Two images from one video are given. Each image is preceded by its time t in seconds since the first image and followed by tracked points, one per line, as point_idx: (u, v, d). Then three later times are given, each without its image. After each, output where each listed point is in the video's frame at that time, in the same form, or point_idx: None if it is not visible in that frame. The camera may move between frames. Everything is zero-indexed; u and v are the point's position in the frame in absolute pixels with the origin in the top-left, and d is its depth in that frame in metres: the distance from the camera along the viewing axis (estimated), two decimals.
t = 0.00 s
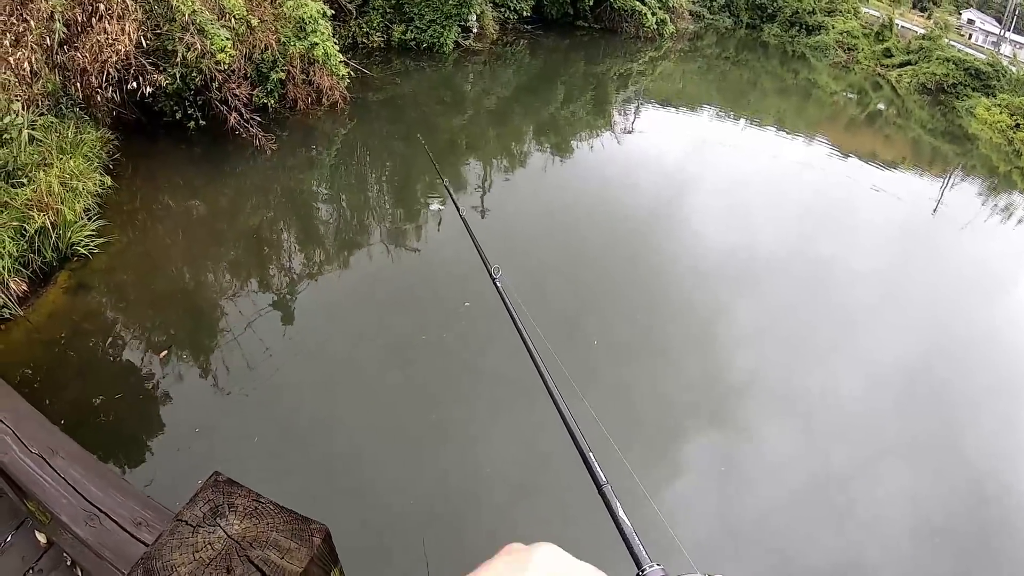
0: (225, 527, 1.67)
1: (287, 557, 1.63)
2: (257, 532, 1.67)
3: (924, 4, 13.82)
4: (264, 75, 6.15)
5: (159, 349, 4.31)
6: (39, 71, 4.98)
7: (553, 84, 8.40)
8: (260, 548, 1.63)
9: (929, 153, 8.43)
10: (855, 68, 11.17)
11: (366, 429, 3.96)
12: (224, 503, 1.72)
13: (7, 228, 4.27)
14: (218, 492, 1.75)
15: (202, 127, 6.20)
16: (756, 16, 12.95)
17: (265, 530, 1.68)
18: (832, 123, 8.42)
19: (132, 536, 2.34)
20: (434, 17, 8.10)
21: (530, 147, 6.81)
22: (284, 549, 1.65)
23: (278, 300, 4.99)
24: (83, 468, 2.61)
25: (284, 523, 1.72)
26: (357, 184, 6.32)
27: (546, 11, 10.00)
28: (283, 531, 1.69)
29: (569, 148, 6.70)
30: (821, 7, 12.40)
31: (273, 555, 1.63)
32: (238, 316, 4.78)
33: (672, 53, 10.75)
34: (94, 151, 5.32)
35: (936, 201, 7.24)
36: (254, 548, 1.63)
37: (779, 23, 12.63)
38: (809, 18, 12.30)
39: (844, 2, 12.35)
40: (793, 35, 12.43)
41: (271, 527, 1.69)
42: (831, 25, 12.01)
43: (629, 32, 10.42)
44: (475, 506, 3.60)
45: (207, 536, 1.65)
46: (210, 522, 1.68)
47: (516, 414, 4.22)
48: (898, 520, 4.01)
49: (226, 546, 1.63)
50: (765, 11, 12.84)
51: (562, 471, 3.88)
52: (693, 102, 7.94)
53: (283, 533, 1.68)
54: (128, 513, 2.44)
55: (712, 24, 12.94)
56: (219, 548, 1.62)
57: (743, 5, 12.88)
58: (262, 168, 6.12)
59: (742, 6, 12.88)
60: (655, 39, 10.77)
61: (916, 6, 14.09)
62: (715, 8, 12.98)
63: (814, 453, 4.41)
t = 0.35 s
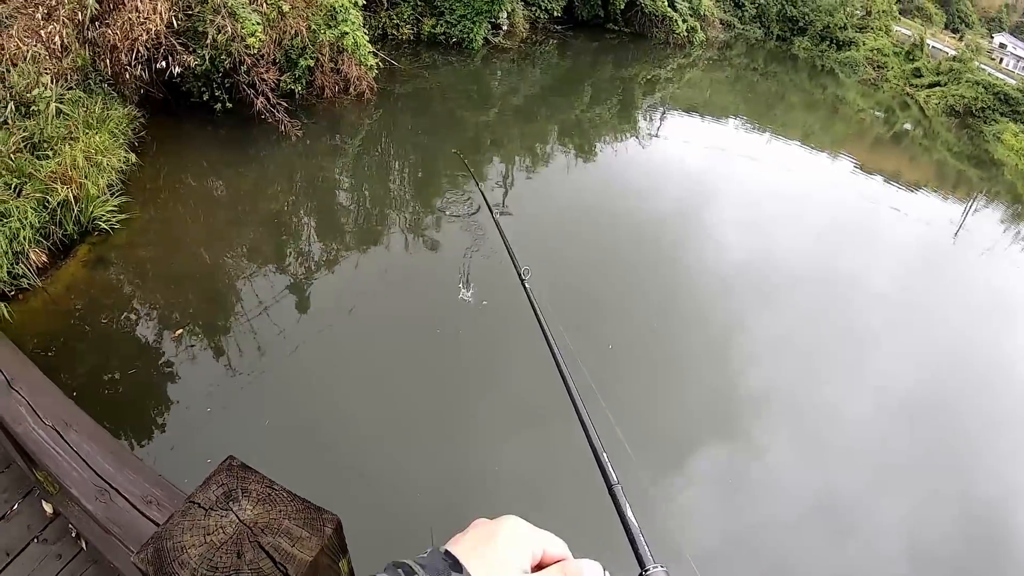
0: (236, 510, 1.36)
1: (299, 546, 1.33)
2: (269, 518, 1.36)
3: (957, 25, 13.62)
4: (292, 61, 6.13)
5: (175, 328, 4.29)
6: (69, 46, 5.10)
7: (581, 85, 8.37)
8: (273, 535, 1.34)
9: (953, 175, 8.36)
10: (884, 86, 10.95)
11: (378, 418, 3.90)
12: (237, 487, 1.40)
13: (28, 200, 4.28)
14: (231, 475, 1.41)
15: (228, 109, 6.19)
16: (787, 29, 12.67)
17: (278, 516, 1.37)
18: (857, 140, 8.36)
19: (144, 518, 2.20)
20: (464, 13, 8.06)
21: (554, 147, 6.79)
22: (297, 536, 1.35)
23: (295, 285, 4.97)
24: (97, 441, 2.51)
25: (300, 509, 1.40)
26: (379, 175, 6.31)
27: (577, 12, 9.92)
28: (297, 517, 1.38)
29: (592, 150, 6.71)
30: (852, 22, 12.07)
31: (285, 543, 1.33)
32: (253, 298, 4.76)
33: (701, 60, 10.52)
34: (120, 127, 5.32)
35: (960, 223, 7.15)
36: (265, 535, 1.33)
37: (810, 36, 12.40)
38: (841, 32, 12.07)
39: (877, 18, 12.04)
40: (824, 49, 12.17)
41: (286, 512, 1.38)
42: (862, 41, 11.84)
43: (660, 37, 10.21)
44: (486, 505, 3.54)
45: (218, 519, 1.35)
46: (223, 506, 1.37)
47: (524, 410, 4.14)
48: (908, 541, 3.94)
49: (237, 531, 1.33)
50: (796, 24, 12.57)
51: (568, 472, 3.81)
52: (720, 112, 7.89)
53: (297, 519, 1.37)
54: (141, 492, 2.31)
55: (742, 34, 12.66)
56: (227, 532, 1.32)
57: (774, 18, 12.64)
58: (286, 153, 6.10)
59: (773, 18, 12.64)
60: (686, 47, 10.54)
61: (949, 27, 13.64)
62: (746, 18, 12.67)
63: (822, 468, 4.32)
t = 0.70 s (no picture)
0: (244, 491, 1.38)
1: (304, 532, 1.36)
2: (277, 502, 1.38)
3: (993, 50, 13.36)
4: (323, 48, 6.06)
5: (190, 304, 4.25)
6: (102, 19, 5.19)
7: (609, 88, 8.30)
8: (278, 518, 1.35)
9: (977, 203, 8.23)
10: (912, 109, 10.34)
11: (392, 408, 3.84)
12: (247, 467, 1.42)
13: (53, 168, 4.28)
14: (240, 456, 1.44)
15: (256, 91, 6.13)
16: (820, 44, 11.89)
17: (285, 500, 1.38)
18: (883, 161, 8.25)
19: (150, 489, 2.19)
20: (497, 9, 7.99)
21: (579, 147, 6.77)
22: (302, 521, 1.37)
23: (312, 269, 4.92)
24: (107, 414, 2.43)
25: (307, 493, 1.43)
26: (402, 166, 6.28)
27: (609, 14, 9.53)
28: (303, 500, 1.40)
29: (617, 153, 6.68)
30: (883, 41, 11.39)
31: (290, 527, 1.35)
32: (270, 279, 4.71)
33: (733, 71, 9.83)
34: (148, 102, 5.28)
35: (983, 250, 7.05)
36: (271, 519, 1.35)
37: (842, 53, 11.53)
38: (873, 52, 11.29)
39: (910, 40, 11.40)
40: (854, 68, 11.35)
41: (293, 496, 1.40)
42: (893, 62, 11.00)
43: (690, 46, 9.58)
44: (497, 504, 3.48)
45: (225, 499, 1.37)
46: (230, 486, 1.39)
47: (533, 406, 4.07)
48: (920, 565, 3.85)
49: (243, 512, 1.35)
50: (828, 39, 11.73)
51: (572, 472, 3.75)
52: (747, 124, 7.80)
53: (303, 504, 1.39)
54: (148, 465, 2.27)
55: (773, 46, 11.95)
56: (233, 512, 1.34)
57: (806, 33, 11.86)
58: (311, 137, 6.03)
59: (805, 33, 11.87)
60: (716, 55, 9.80)
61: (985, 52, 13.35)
62: (778, 31, 12.00)
63: (834, 484, 4.21)
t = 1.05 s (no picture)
0: (231, 500, 1.36)
1: (287, 538, 1.30)
2: (261, 509, 1.35)
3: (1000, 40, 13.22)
4: (330, 68, 6.07)
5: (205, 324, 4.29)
6: (111, 48, 5.19)
7: (617, 96, 8.28)
8: (262, 525, 1.32)
9: (994, 193, 8.10)
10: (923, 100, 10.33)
11: (413, 420, 3.82)
12: (235, 477, 1.40)
13: (67, 198, 4.26)
14: (231, 465, 1.42)
15: (264, 113, 6.11)
16: (826, 41, 11.57)
17: (269, 508, 1.35)
18: (895, 155, 8.16)
19: (156, 507, 2.09)
20: (501, 22, 7.87)
21: (589, 156, 6.71)
22: (286, 528, 1.32)
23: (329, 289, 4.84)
24: (117, 433, 2.33)
25: (295, 501, 1.37)
26: (414, 181, 6.23)
27: (613, 21, 9.33)
28: (289, 508, 1.35)
29: (628, 160, 6.60)
30: (892, 34, 11.17)
31: (273, 534, 1.31)
32: (287, 298, 4.64)
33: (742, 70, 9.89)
34: (159, 129, 5.25)
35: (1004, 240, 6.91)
36: (255, 526, 1.31)
37: (849, 49, 11.35)
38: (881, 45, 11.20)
39: (918, 30, 11.15)
40: (863, 62, 11.23)
41: (278, 504, 1.36)
42: (903, 53, 10.99)
43: (696, 49, 9.55)
44: (523, 515, 3.41)
45: (213, 508, 1.36)
46: (219, 495, 1.38)
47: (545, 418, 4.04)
48: (946, 560, 3.82)
49: (229, 519, 1.34)
50: (835, 35, 11.48)
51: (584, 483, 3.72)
52: (758, 125, 7.73)
53: (287, 512, 1.34)
54: (152, 481, 2.16)
55: (780, 46, 11.62)
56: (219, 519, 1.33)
57: (813, 30, 11.56)
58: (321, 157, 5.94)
59: (812, 30, 11.56)
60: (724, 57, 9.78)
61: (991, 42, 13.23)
62: (785, 30, 11.60)
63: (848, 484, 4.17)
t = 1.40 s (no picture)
0: (203, 518, 1.96)
1: (252, 547, 1.87)
2: (226, 524, 1.93)
3: None
4: (315, 96, 6.00)
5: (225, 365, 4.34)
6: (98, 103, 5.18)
7: (606, 87, 8.22)
8: (227, 537, 1.90)
9: (996, 137, 7.95)
10: (914, 53, 10.97)
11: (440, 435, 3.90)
12: (206, 499, 2.01)
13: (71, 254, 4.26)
14: (204, 490, 2.03)
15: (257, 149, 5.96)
16: (810, 6, 12.17)
17: (232, 523, 1.93)
18: (892, 111, 8.05)
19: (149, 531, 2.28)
20: (481, 28, 7.68)
21: (587, 151, 6.60)
22: (250, 539, 1.89)
23: (343, 314, 5.01)
24: (110, 471, 2.65)
25: (256, 516, 1.97)
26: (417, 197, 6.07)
27: (595, 14, 9.27)
28: (252, 522, 1.94)
29: (626, 150, 6.49)
30: None
31: (239, 544, 1.88)
32: (302, 330, 4.81)
33: (726, 48, 10.57)
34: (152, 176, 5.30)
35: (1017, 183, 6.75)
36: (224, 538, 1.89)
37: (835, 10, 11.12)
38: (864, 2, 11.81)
39: None
40: (848, 22, 11.88)
41: (241, 519, 1.95)
42: (886, 9, 11.66)
43: (681, 30, 9.96)
44: (556, 521, 3.48)
45: (186, 526, 1.95)
46: (192, 513, 1.98)
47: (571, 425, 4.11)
48: (975, 520, 3.91)
49: (201, 535, 1.92)
50: None
51: (619, 487, 3.78)
52: (751, 98, 7.62)
53: (249, 525, 1.93)
54: (144, 512, 2.47)
55: (766, 15, 12.15)
56: (190, 537, 1.91)
57: None
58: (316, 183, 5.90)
59: None
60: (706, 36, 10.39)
61: None
62: None
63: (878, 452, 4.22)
